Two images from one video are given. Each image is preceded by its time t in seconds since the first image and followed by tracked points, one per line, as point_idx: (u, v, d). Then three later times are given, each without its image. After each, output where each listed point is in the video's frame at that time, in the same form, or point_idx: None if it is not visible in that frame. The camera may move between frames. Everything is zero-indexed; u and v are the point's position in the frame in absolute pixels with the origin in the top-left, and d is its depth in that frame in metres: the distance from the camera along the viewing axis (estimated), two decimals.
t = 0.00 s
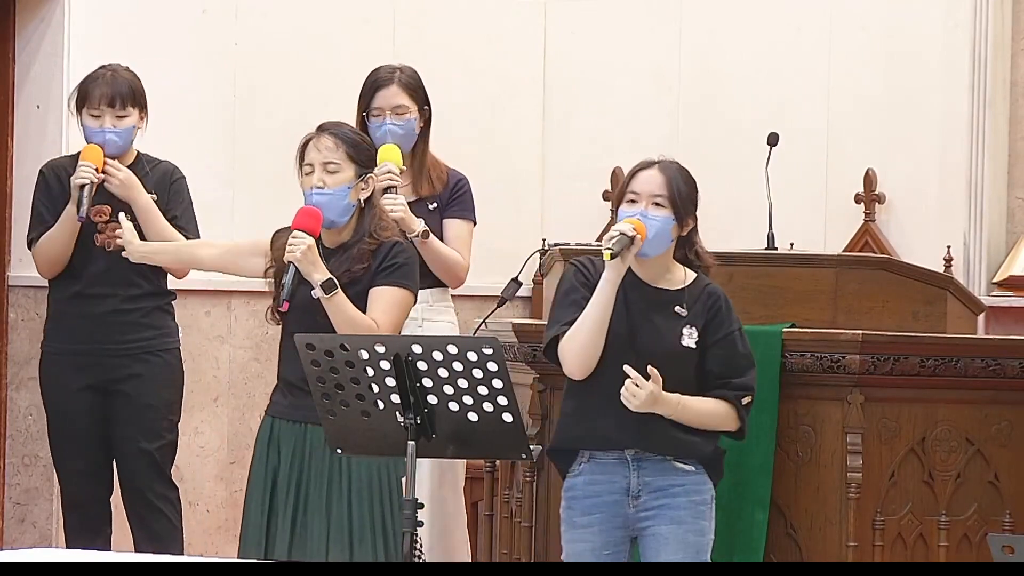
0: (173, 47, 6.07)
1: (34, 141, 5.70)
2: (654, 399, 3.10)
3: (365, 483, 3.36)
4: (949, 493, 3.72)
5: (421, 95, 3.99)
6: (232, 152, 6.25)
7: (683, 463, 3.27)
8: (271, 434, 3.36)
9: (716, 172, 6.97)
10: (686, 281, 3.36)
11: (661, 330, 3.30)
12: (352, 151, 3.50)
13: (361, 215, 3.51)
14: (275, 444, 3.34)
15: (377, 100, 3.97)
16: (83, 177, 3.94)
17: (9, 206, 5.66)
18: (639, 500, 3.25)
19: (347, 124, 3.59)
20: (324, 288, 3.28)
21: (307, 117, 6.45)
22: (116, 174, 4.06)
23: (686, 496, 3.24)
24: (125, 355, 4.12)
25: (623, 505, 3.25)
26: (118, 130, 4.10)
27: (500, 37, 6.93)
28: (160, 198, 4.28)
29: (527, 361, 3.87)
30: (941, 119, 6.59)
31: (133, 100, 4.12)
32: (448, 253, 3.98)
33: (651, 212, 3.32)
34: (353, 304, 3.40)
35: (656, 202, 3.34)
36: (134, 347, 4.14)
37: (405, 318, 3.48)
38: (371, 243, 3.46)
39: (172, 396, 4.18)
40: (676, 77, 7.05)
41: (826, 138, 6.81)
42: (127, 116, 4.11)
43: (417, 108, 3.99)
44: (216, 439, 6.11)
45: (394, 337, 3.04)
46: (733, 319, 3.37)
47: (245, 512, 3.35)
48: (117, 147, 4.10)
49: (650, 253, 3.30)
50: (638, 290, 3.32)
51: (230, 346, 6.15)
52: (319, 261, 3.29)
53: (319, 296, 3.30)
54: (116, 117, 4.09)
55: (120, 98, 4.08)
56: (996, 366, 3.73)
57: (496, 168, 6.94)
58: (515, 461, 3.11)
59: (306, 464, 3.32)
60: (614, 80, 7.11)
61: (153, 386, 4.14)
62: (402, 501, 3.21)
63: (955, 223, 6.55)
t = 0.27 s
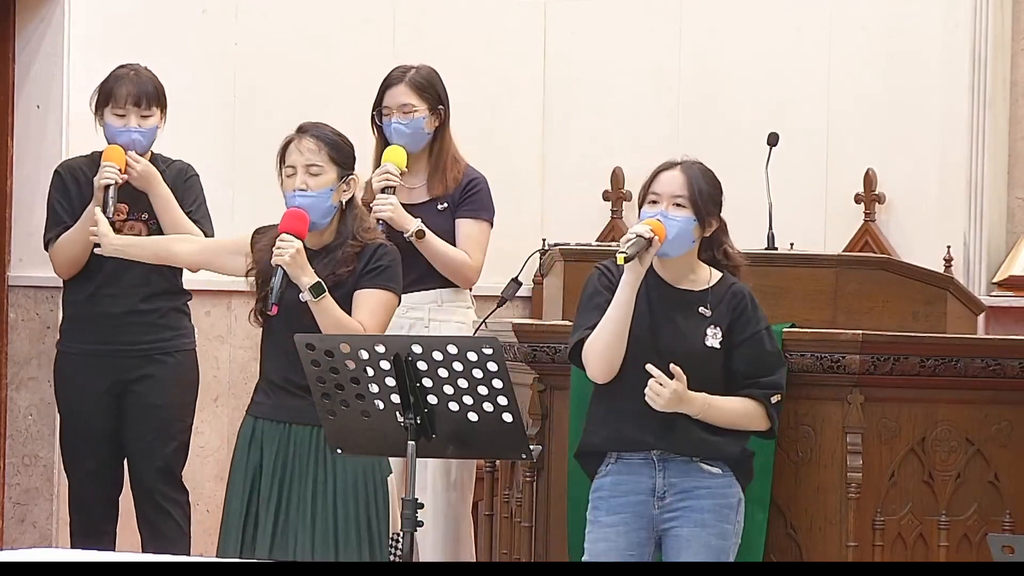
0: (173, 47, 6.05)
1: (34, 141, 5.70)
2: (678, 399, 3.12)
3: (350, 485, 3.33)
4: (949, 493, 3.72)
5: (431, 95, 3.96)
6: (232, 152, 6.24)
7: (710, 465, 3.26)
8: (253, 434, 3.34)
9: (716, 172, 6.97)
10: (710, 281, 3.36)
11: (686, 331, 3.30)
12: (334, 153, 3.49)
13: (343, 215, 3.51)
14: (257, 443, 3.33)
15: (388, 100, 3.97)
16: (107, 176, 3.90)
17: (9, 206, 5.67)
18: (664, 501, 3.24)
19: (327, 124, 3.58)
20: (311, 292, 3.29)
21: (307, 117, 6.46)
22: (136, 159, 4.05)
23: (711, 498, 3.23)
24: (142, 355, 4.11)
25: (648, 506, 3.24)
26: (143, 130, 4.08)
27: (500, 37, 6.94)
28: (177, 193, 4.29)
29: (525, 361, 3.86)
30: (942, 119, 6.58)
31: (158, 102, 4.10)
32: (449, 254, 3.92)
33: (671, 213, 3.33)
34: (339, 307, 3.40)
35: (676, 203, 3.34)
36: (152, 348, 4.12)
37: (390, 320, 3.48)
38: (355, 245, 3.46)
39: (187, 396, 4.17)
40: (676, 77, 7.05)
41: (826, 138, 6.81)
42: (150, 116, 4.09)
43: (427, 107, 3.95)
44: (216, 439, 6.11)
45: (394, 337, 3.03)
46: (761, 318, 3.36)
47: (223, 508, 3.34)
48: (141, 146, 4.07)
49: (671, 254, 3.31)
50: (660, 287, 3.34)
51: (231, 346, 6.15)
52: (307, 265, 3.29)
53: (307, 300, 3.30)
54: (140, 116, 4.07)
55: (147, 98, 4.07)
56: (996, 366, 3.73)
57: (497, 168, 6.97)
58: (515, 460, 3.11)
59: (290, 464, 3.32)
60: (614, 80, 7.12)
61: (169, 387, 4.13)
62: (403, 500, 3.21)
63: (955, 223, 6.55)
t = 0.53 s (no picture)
0: (174, 47, 6.03)
1: (34, 141, 5.70)
2: (701, 346, 3.07)
3: (345, 486, 3.34)
4: (949, 493, 3.72)
5: (436, 96, 3.95)
6: (232, 153, 6.22)
7: (716, 467, 3.20)
8: (247, 434, 3.33)
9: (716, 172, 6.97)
10: (717, 282, 3.31)
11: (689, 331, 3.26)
12: (323, 152, 3.50)
13: (332, 215, 3.51)
14: (252, 444, 3.32)
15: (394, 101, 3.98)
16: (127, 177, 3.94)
17: (9, 206, 5.69)
18: (669, 500, 3.20)
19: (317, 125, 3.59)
20: (304, 292, 3.28)
21: (308, 117, 6.47)
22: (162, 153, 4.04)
23: (716, 500, 3.18)
24: (162, 355, 4.08)
25: (653, 504, 3.20)
26: (161, 126, 4.10)
27: (500, 37, 6.98)
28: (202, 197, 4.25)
29: (525, 361, 3.86)
30: (942, 119, 6.58)
31: (174, 98, 4.12)
32: (441, 252, 3.90)
33: (672, 213, 3.29)
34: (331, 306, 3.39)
35: (678, 203, 3.31)
36: (172, 347, 4.09)
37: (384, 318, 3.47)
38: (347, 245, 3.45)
39: (210, 395, 4.12)
40: (676, 77, 7.07)
41: (826, 138, 6.81)
42: (166, 113, 4.11)
43: (430, 108, 3.94)
44: (216, 439, 6.10)
45: (394, 336, 3.03)
46: (771, 317, 3.26)
47: (216, 506, 3.34)
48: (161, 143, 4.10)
49: (670, 253, 3.27)
50: (666, 284, 3.34)
51: (231, 346, 6.15)
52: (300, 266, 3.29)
53: (300, 301, 3.30)
54: (157, 113, 4.08)
55: (162, 95, 4.09)
56: (996, 366, 3.72)
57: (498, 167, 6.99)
58: (515, 461, 3.11)
59: (286, 465, 3.32)
60: (614, 80, 7.14)
61: (190, 388, 4.09)
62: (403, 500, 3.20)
63: (956, 223, 6.55)
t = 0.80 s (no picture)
0: (173, 47, 6.03)
1: (34, 141, 5.70)
2: (684, 361, 3.05)
3: (352, 485, 3.34)
4: (950, 493, 3.72)
5: (436, 96, 3.95)
6: (232, 152, 6.23)
7: (709, 468, 3.19)
8: (256, 433, 3.34)
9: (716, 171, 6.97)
10: (714, 282, 3.29)
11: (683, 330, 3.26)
12: (325, 152, 3.50)
13: (336, 213, 3.52)
14: (259, 442, 3.33)
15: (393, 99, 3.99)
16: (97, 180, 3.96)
17: (9, 206, 5.69)
18: (663, 500, 3.20)
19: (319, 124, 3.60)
20: (309, 291, 3.27)
21: (308, 117, 6.47)
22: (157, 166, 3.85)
23: (709, 500, 3.18)
24: (166, 355, 4.03)
25: (646, 504, 3.21)
26: (140, 122, 4.00)
27: (500, 37, 6.97)
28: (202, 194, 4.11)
29: (525, 361, 3.85)
30: (942, 119, 6.58)
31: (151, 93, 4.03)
32: (432, 253, 3.87)
33: (666, 212, 3.28)
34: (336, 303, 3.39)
35: (671, 202, 3.29)
36: (174, 348, 4.04)
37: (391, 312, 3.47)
38: (350, 241, 3.45)
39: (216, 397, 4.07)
40: (676, 77, 7.07)
41: (826, 138, 6.81)
42: (147, 108, 4.01)
43: (428, 108, 3.94)
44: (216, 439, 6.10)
45: (394, 337, 3.03)
46: (767, 317, 3.24)
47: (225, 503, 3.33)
48: (139, 139, 4.00)
49: (666, 253, 3.25)
50: (663, 285, 3.33)
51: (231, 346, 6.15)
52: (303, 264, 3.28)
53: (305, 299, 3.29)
54: (136, 111, 4.01)
55: (135, 91, 4.01)
56: (996, 366, 3.72)
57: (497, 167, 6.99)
58: (515, 461, 3.11)
59: (294, 464, 3.32)
60: (614, 80, 7.14)
61: (193, 388, 4.03)
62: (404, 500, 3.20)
63: (956, 223, 6.55)
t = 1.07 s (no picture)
0: (173, 45, 6.08)
1: (34, 141, 5.70)
2: (640, 401, 3.06)
3: (363, 486, 3.33)
4: (950, 493, 3.72)
5: (430, 95, 3.97)
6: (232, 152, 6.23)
7: (685, 468, 3.20)
8: (271, 432, 3.34)
9: (716, 171, 6.97)
10: (694, 280, 3.31)
11: (658, 328, 3.25)
12: (334, 153, 3.52)
13: (348, 214, 3.50)
14: (275, 441, 3.32)
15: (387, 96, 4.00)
16: (72, 170, 4.06)
17: (9, 206, 5.70)
18: (642, 502, 3.20)
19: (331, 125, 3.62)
20: (315, 291, 3.26)
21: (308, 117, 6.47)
22: (121, 202, 3.96)
23: (687, 499, 3.18)
24: (157, 357, 3.98)
25: (627, 507, 3.21)
26: (122, 119, 4.05)
27: (500, 37, 6.94)
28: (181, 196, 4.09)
29: (525, 360, 3.86)
30: (942, 119, 6.58)
31: (135, 90, 4.09)
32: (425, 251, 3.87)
33: (643, 211, 3.32)
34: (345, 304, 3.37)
35: (648, 201, 3.34)
36: (164, 349, 3.99)
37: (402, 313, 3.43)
38: (361, 239, 3.42)
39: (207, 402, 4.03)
40: (676, 77, 7.07)
41: (826, 138, 6.81)
42: (129, 104, 4.06)
43: (422, 107, 3.96)
44: (216, 439, 6.10)
45: (394, 337, 3.03)
46: (744, 316, 3.23)
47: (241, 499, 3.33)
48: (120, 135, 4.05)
49: (645, 252, 3.30)
50: (645, 284, 3.34)
51: (230, 346, 6.15)
52: (310, 265, 3.27)
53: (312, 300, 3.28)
54: (120, 107, 4.07)
55: (119, 89, 4.09)
56: (997, 366, 3.72)
57: (496, 167, 6.96)
58: (515, 461, 3.11)
59: (309, 463, 3.31)
60: (614, 80, 7.14)
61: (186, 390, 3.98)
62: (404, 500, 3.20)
63: (956, 223, 6.55)
